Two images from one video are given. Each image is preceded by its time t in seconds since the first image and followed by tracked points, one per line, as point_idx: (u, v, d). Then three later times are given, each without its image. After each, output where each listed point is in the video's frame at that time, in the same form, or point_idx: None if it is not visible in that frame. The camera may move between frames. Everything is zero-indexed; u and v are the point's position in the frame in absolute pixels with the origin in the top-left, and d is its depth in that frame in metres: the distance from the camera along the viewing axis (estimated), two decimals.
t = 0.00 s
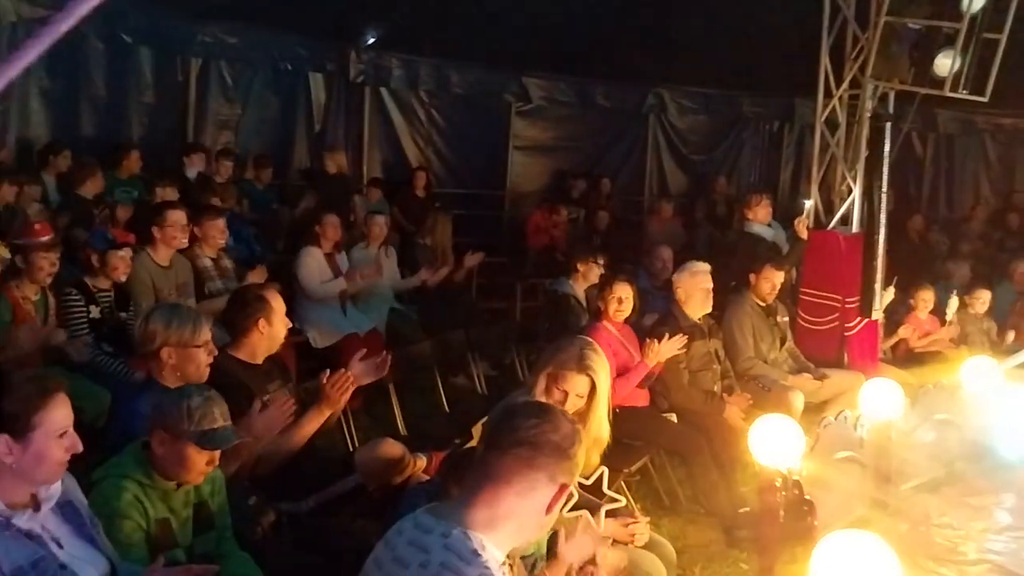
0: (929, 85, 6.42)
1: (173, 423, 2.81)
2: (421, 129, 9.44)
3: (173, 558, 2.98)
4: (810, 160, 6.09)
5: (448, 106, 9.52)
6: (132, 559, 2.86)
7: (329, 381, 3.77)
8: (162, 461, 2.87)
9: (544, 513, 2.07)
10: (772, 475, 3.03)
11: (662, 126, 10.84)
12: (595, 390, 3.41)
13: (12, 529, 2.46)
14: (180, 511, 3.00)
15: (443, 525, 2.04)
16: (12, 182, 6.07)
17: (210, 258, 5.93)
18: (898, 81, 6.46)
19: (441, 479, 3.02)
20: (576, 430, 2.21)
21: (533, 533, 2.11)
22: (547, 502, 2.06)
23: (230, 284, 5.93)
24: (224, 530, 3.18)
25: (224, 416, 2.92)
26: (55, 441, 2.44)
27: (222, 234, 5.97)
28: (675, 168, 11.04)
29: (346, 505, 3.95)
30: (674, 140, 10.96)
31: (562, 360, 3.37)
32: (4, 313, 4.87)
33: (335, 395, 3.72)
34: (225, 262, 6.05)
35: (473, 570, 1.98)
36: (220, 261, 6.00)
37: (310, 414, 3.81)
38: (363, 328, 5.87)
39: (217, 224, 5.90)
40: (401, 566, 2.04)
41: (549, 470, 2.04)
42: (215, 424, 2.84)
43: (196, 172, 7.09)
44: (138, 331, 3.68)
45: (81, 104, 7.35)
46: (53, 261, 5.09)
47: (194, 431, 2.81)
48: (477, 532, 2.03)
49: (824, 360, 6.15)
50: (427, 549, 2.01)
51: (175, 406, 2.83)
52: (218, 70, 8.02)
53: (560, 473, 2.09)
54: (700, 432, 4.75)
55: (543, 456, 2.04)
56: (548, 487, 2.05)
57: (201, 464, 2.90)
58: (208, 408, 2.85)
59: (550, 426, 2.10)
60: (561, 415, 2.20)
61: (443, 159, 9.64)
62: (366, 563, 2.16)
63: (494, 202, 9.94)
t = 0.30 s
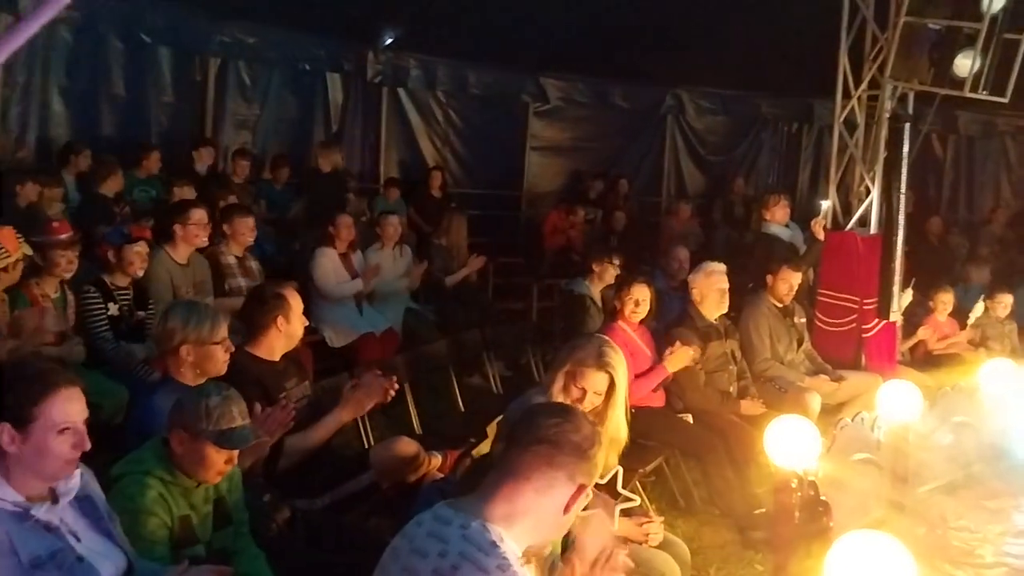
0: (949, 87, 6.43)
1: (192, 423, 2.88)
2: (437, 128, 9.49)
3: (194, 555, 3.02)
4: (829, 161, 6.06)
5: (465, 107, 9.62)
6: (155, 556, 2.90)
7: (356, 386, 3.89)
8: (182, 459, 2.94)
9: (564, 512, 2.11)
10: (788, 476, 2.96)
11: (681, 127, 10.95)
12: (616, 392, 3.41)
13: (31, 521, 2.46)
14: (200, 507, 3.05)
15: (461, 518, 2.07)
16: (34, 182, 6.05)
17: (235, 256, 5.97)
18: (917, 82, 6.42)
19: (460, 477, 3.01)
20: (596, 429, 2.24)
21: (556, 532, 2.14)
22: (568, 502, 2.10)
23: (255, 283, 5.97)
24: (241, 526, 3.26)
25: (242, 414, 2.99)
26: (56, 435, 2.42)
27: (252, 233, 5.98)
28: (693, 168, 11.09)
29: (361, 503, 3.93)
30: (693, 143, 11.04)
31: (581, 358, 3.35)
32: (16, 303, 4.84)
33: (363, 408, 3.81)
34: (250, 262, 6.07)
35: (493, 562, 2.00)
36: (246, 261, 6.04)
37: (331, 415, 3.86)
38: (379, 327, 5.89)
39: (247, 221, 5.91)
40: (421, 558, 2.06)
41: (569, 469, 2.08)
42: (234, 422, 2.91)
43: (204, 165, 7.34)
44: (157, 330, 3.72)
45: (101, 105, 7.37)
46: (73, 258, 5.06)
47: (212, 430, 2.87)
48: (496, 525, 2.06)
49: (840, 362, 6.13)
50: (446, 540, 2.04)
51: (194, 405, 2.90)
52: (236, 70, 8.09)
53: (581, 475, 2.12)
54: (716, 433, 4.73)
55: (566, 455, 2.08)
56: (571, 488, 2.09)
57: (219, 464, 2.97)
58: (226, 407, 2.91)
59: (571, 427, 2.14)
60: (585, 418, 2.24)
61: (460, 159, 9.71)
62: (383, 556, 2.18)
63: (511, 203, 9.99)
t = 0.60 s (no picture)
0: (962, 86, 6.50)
1: (203, 416, 2.89)
2: (450, 130, 9.50)
3: (205, 549, 3.05)
4: (843, 161, 6.02)
5: (479, 109, 9.63)
6: (165, 550, 2.92)
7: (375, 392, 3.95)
8: (194, 453, 2.94)
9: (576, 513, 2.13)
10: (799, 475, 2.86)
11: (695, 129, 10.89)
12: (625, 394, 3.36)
13: (43, 512, 2.45)
14: (211, 501, 3.06)
15: (474, 513, 2.09)
16: (51, 182, 6.06)
17: (249, 254, 5.98)
18: (933, 84, 6.36)
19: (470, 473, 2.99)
20: (613, 432, 2.24)
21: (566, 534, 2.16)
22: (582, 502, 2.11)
23: (268, 281, 5.98)
24: (252, 521, 3.26)
25: (254, 409, 2.98)
26: (64, 428, 2.42)
27: (266, 232, 5.98)
28: (708, 170, 11.09)
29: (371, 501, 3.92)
30: (709, 145, 11.01)
31: (594, 359, 3.32)
32: (31, 310, 4.81)
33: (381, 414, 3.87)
34: (263, 261, 6.09)
35: (504, 556, 2.02)
36: (259, 259, 6.06)
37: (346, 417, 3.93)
38: (391, 327, 5.88)
39: (261, 221, 5.91)
40: (433, 550, 2.09)
41: (583, 469, 2.08)
42: (244, 417, 2.92)
43: (214, 163, 7.38)
44: (172, 325, 3.74)
45: (117, 104, 7.40)
46: (82, 259, 5.05)
47: (223, 425, 2.89)
48: (508, 521, 2.07)
49: (854, 364, 6.09)
50: (458, 534, 2.06)
51: (206, 399, 2.90)
52: (251, 70, 8.14)
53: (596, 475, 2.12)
54: (728, 433, 4.71)
55: (581, 452, 2.09)
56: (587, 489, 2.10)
57: (231, 457, 2.97)
58: (238, 401, 2.91)
59: (588, 426, 2.14)
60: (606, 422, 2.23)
61: (472, 159, 9.74)
62: (396, 550, 2.22)
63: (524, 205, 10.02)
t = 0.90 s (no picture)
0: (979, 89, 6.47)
1: (214, 413, 2.88)
2: (462, 130, 9.54)
3: (212, 543, 3.02)
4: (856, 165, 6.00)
5: (491, 110, 9.68)
6: (173, 544, 2.90)
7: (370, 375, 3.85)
8: (203, 449, 2.95)
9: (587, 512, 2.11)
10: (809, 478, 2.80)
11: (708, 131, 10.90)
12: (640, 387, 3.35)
13: (55, 505, 2.43)
14: (220, 497, 3.05)
15: (485, 509, 2.08)
16: (65, 180, 6.07)
17: (258, 254, 6.01)
18: (946, 86, 6.37)
19: (480, 470, 2.97)
20: (627, 430, 2.21)
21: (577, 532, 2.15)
22: (593, 502, 2.09)
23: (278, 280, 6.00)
24: (261, 518, 3.22)
25: (264, 406, 2.99)
26: (80, 421, 2.42)
27: (275, 230, 5.98)
28: (720, 173, 11.06)
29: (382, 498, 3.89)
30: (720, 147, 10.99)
31: (608, 357, 3.31)
32: (43, 307, 4.80)
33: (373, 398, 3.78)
34: (272, 260, 6.12)
35: (515, 555, 2.01)
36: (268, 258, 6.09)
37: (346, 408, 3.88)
38: (401, 327, 5.88)
39: (270, 220, 5.91)
40: (445, 545, 2.08)
41: (597, 467, 2.06)
42: (254, 413, 2.92)
43: (226, 163, 7.37)
44: (185, 324, 3.74)
45: (130, 104, 7.41)
46: (89, 256, 5.13)
47: (233, 421, 2.88)
48: (519, 519, 2.06)
49: (866, 367, 6.05)
50: (469, 531, 2.06)
51: (216, 395, 2.89)
52: (264, 70, 8.17)
53: (608, 475, 2.09)
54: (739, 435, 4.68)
55: (592, 450, 2.06)
56: (598, 489, 2.08)
57: (240, 453, 2.97)
58: (248, 397, 2.92)
59: (603, 425, 2.11)
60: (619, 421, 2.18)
61: (484, 160, 9.75)
62: (406, 546, 2.21)
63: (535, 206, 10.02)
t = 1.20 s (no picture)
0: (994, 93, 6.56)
1: (229, 415, 2.89)
2: (474, 133, 9.52)
3: (224, 543, 3.01)
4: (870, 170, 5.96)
5: (504, 114, 9.65)
6: (184, 542, 2.90)
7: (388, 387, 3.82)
8: (217, 450, 2.95)
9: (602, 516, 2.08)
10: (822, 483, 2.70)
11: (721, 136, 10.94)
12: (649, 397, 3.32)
13: (65, 502, 2.45)
14: (232, 497, 3.06)
15: (498, 509, 2.07)
16: (78, 181, 6.10)
17: (269, 256, 6.00)
18: (962, 89, 6.35)
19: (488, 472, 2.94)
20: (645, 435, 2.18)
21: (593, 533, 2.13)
22: (608, 505, 2.07)
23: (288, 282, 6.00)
24: (272, 519, 3.23)
25: (280, 409, 2.99)
26: (114, 420, 2.44)
27: (282, 231, 6.02)
28: (733, 178, 11.08)
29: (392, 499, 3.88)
30: (734, 153, 11.00)
31: (619, 362, 3.29)
32: (57, 304, 4.80)
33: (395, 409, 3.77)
34: (284, 262, 6.11)
35: (527, 556, 1.99)
36: (279, 261, 6.08)
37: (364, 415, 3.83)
38: (413, 330, 5.88)
39: (275, 221, 5.96)
40: (456, 545, 2.07)
41: (612, 471, 2.04)
42: (270, 416, 2.92)
43: (241, 167, 7.30)
44: (198, 326, 3.74)
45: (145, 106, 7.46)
46: (101, 254, 5.09)
47: (249, 423, 2.89)
48: (531, 520, 2.04)
49: (881, 374, 6.00)
50: (481, 531, 2.04)
51: (232, 397, 2.91)
52: (277, 73, 8.20)
53: (622, 479, 2.06)
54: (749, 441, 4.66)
55: (609, 454, 2.03)
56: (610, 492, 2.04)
57: (255, 456, 2.97)
58: (264, 400, 2.92)
59: (618, 429, 2.08)
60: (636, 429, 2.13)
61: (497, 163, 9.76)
62: (417, 546, 2.20)
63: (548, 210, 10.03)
